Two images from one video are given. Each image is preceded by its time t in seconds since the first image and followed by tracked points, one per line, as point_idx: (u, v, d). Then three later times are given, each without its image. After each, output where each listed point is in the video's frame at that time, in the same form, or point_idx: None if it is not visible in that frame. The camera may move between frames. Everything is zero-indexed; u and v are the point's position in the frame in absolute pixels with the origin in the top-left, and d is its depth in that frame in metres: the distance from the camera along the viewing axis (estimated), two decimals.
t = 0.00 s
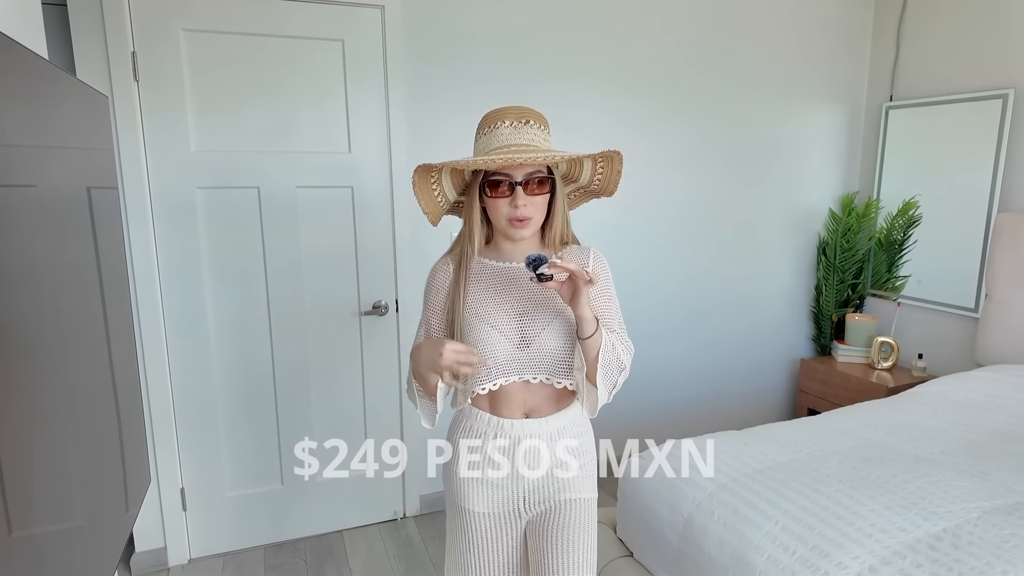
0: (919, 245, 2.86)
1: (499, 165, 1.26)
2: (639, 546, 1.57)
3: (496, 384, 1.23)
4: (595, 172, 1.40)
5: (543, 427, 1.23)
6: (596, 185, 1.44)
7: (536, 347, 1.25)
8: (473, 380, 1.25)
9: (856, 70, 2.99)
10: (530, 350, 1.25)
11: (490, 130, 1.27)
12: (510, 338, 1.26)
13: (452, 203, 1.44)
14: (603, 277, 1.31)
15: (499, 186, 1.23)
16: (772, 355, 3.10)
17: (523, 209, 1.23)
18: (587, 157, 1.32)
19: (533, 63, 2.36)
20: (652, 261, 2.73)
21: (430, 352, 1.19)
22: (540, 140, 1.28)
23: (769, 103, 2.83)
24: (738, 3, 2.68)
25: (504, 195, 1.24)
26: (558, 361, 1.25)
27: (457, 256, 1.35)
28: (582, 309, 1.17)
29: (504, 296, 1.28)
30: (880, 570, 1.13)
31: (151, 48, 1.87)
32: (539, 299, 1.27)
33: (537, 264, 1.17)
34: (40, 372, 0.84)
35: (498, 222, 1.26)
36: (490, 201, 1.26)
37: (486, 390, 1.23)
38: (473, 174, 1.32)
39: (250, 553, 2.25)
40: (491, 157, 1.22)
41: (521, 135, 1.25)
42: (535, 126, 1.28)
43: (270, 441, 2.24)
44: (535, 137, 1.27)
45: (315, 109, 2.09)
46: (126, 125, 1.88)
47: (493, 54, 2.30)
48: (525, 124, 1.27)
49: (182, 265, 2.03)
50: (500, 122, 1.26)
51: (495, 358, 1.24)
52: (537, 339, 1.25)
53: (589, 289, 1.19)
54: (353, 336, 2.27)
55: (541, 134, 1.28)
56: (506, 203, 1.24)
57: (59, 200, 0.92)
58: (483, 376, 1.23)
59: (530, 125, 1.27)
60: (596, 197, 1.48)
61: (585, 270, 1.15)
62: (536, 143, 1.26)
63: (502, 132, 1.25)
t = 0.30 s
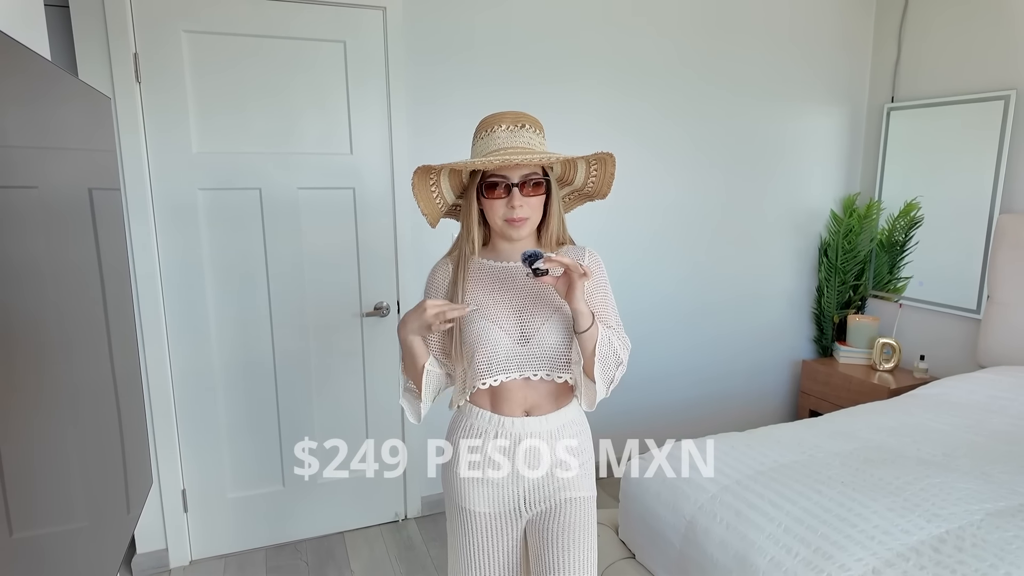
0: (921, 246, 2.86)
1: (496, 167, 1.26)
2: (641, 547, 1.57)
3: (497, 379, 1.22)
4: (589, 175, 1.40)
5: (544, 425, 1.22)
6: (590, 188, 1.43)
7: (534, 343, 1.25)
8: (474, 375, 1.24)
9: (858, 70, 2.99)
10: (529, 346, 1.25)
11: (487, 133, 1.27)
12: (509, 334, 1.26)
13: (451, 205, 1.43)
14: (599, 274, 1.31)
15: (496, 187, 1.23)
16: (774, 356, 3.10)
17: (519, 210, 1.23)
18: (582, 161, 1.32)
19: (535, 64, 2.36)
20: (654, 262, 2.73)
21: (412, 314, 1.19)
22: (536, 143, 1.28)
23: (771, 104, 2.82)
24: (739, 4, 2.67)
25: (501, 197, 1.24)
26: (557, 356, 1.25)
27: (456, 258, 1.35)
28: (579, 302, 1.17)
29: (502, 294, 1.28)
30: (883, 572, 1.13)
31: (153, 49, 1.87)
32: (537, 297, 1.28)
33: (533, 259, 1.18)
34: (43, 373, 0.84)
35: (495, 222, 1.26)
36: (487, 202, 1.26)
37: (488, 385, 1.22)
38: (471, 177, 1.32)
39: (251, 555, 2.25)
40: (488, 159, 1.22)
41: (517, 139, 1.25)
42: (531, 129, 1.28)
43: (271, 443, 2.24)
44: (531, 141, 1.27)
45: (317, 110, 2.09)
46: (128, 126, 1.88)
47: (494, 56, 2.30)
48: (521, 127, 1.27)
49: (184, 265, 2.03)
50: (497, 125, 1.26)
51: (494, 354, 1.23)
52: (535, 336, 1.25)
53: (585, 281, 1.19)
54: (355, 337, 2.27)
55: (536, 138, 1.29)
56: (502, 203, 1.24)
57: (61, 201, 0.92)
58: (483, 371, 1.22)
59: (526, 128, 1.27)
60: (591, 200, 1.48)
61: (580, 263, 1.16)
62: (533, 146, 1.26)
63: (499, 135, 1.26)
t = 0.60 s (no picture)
0: (924, 247, 2.85)
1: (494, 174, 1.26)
2: (644, 549, 1.56)
3: (498, 378, 1.22)
4: (587, 178, 1.39)
5: (545, 424, 1.22)
6: (589, 190, 1.43)
7: (535, 342, 1.25)
8: (474, 374, 1.24)
9: (860, 71, 2.98)
10: (530, 345, 1.25)
11: (486, 140, 1.27)
12: (510, 333, 1.25)
13: (450, 207, 1.43)
14: (599, 274, 1.31)
15: (495, 194, 1.23)
16: (776, 357, 3.09)
17: (518, 215, 1.23)
18: (580, 166, 1.31)
19: (537, 66, 2.36)
20: (656, 262, 2.72)
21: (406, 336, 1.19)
22: (535, 149, 1.27)
23: (772, 104, 2.82)
24: (741, 4, 2.67)
25: (501, 202, 1.23)
26: (558, 355, 1.25)
27: (456, 260, 1.34)
28: (579, 301, 1.16)
29: (502, 293, 1.28)
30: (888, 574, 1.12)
31: (155, 51, 1.87)
32: (537, 297, 1.27)
33: (532, 259, 1.16)
34: (44, 372, 0.84)
35: (494, 227, 1.26)
36: (486, 207, 1.25)
37: (489, 384, 1.22)
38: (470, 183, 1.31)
39: (253, 556, 2.25)
40: (488, 167, 1.22)
41: (515, 145, 1.25)
42: (530, 135, 1.28)
43: (273, 444, 2.23)
44: (529, 146, 1.26)
45: (319, 111, 2.08)
46: (130, 127, 1.88)
47: (496, 56, 2.30)
48: (519, 133, 1.26)
49: (186, 266, 2.03)
50: (496, 132, 1.26)
51: (495, 353, 1.23)
52: (536, 334, 1.25)
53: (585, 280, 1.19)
54: (356, 338, 2.26)
55: (535, 144, 1.28)
56: (501, 209, 1.23)
57: (63, 202, 0.92)
58: (484, 370, 1.22)
59: (525, 134, 1.26)
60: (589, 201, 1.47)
61: (580, 262, 1.15)
62: (531, 153, 1.26)
63: (498, 141, 1.25)
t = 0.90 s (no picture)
0: (927, 248, 2.84)
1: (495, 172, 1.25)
2: (647, 551, 1.55)
3: (498, 378, 1.21)
4: (588, 177, 1.39)
5: (546, 427, 1.21)
6: (590, 190, 1.42)
7: (536, 342, 1.24)
8: (474, 374, 1.23)
9: (863, 71, 2.97)
10: (530, 345, 1.24)
11: (486, 138, 1.26)
12: (510, 333, 1.25)
13: (451, 208, 1.42)
14: (600, 273, 1.30)
15: (496, 193, 1.23)
16: (779, 358, 3.08)
17: (519, 214, 1.23)
18: (581, 164, 1.30)
19: (539, 66, 2.36)
20: (658, 263, 2.72)
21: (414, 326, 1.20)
22: (536, 147, 1.27)
23: (775, 104, 2.81)
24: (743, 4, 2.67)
25: (501, 201, 1.23)
26: (559, 356, 1.24)
27: (457, 260, 1.34)
28: (579, 300, 1.16)
29: (502, 293, 1.27)
30: None
31: (156, 50, 1.87)
32: (537, 296, 1.27)
33: (531, 259, 1.17)
34: (46, 373, 0.84)
35: (494, 226, 1.26)
36: (486, 206, 1.25)
37: (488, 384, 1.21)
38: (470, 182, 1.31)
39: (254, 557, 2.24)
40: (489, 164, 1.21)
41: (517, 143, 1.24)
42: (531, 133, 1.27)
43: (274, 445, 2.23)
44: (531, 144, 1.26)
45: (320, 110, 2.08)
46: (132, 127, 1.87)
47: (498, 56, 2.29)
48: (521, 131, 1.26)
49: (188, 267, 2.02)
50: (497, 130, 1.25)
51: (495, 353, 1.22)
52: (536, 334, 1.24)
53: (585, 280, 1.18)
54: (358, 339, 2.26)
55: (537, 141, 1.28)
56: (502, 208, 1.23)
57: (65, 203, 0.92)
58: (484, 370, 1.21)
59: (526, 132, 1.26)
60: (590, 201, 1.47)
61: (580, 262, 1.15)
62: (532, 150, 1.25)
63: (499, 139, 1.25)
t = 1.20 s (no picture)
0: (930, 247, 2.82)
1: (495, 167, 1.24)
2: (649, 554, 1.53)
3: (497, 378, 1.20)
4: (590, 175, 1.37)
5: (545, 426, 1.20)
6: (591, 188, 1.41)
7: (536, 341, 1.23)
8: (473, 373, 1.21)
9: (865, 70, 2.96)
10: (529, 345, 1.23)
11: (486, 134, 1.25)
12: (509, 333, 1.24)
13: (450, 204, 1.41)
14: (600, 270, 1.28)
15: (496, 188, 1.21)
16: (781, 359, 3.06)
17: (519, 210, 1.21)
18: (582, 160, 1.29)
19: (540, 65, 2.34)
20: (660, 263, 2.70)
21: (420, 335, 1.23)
22: (536, 143, 1.25)
23: (778, 103, 2.80)
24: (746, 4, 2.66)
25: (501, 197, 1.22)
26: (559, 356, 1.23)
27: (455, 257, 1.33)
28: (579, 299, 1.15)
29: (502, 292, 1.26)
30: None
31: (155, 48, 1.86)
32: (537, 295, 1.26)
33: (532, 258, 1.16)
34: (45, 373, 0.82)
35: (494, 223, 1.24)
36: (486, 202, 1.23)
37: (487, 384, 1.20)
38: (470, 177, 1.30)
39: (252, 559, 2.22)
40: (488, 158, 1.20)
41: (517, 138, 1.23)
42: (532, 129, 1.26)
43: (273, 445, 2.22)
44: (531, 140, 1.25)
45: (320, 109, 2.07)
46: (130, 125, 1.86)
47: (499, 55, 2.28)
48: (521, 127, 1.25)
49: (187, 266, 2.01)
50: (498, 125, 1.24)
51: (494, 353, 1.21)
52: (535, 334, 1.23)
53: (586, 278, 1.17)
54: (358, 339, 2.25)
55: (537, 137, 1.26)
56: (502, 204, 1.21)
57: (64, 203, 0.91)
58: (482, 370, 1.20)
59: (526, 128, 1.25)
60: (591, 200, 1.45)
61: (580, 260, 1.14)
62: (533, 147, 1.24)
63: (499, 134, 1.23)
